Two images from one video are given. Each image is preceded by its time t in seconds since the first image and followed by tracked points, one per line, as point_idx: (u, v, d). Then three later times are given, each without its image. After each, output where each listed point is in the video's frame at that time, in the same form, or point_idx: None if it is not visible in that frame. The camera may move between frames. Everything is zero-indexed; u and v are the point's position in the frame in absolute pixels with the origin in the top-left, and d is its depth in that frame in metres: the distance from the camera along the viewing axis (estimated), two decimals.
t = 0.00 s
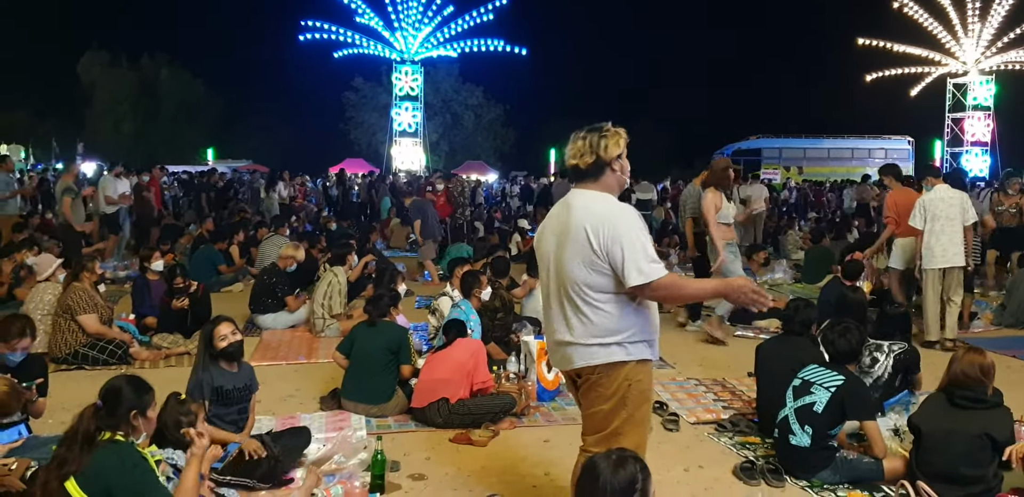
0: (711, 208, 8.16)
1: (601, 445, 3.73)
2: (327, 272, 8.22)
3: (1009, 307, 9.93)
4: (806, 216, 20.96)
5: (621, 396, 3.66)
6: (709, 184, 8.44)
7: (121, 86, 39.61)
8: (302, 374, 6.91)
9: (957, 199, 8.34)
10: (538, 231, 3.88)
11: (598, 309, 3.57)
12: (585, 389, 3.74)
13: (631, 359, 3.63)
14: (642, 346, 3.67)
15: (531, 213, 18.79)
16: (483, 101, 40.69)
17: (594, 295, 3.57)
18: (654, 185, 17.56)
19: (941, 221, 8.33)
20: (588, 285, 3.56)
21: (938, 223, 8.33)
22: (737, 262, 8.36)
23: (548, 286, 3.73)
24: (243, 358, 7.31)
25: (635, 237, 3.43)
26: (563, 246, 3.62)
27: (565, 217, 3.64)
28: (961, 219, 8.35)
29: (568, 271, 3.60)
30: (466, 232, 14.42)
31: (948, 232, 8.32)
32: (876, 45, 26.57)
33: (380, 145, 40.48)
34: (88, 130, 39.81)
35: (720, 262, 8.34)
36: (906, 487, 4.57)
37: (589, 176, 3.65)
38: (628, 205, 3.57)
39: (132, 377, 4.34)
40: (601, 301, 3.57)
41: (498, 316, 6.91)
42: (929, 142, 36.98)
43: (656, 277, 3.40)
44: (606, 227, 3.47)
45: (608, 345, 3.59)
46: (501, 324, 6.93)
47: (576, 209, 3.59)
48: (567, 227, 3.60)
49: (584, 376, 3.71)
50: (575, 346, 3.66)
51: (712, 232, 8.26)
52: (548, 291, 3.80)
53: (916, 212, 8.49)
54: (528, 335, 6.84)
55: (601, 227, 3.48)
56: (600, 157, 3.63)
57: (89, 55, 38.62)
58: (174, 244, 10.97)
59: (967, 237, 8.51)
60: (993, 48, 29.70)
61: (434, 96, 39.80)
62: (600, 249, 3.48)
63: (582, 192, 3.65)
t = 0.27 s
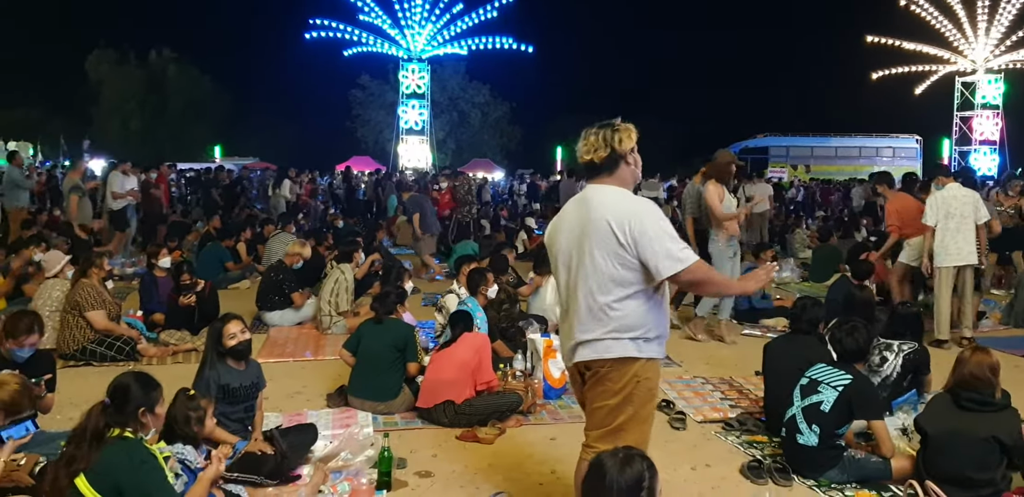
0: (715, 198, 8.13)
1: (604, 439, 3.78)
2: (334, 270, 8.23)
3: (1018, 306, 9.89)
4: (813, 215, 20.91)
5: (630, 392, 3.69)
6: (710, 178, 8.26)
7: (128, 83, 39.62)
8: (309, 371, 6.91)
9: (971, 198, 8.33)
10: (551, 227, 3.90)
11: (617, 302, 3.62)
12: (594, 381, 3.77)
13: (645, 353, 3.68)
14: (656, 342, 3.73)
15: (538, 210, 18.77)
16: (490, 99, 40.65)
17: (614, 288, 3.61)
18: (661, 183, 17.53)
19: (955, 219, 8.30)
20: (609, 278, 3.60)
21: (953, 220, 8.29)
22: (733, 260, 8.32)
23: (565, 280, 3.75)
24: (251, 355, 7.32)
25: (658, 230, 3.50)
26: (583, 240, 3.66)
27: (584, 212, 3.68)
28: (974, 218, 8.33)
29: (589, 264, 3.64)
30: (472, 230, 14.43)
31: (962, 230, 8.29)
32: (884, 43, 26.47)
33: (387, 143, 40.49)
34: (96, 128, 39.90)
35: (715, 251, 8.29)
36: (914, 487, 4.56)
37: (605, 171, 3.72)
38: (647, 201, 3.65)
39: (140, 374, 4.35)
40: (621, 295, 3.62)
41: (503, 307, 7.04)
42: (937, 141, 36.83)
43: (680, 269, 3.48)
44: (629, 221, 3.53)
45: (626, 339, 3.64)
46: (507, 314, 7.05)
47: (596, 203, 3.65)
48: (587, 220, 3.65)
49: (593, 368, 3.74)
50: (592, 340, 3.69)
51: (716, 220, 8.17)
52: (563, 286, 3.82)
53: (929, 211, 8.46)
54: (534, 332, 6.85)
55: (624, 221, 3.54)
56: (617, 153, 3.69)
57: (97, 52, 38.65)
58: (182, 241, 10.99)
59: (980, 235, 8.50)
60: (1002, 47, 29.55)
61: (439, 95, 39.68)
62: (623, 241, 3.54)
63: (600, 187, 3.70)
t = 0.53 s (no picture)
0: (721, 198, 8.15)
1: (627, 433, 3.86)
2: (348, 268, 8.25)
3: None
4: (829, 214, 20.81)
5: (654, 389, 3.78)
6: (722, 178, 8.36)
7: (144, 82, 39.56)
8: (324, 368, 6.93)
9: (997, 198, 8.29)
10: (576, 225, 3.97)
11: (645, 300, 3.69)
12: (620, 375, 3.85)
13: (672, 351, 3.75)
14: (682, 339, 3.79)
15: (551, 209, 18.77)
16: (503, 97, 40.64)
17: (641, 287, 3.68)
18: (676, 182, 17.49)
19: (983, 218, 8.24)
20: (636, 276, 3.67)
21: (981, 220, 8.23)
22: (736, 261, 8.26)
23: (592, 279, 3.83)
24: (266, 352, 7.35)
25: (686, 229, 3.56)
26: (610, 239, 3.73)
27: (611, 211, 3.75)
28: (999, 218, 8.29)
29: (616, 263, 3.71)
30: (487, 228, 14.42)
31: (989, 230, 8.25)
32: (901, 41, 26.28)
33: (400, 142, 40.53)
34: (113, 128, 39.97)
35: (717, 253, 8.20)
36: (931, 488, 4.52)
37: (630, 172, 3.78)
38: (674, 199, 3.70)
39: (156, 370, 4.38)
40: (648, 293, 3.69)
41: (513, 303, 7.14)
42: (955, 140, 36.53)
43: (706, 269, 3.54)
44: (656, 219, 3.59)
45: (653, 336, 3.71)
46: (518, 311, 7.13)
47: (622, 202, 3.71)
48: (614, 219, 3.72)
49: (619, 362, 3.83)
50: (619, 338, 3.76)
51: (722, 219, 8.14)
52: (591, 284, 3.89)
53: (955, 207, 8.38)
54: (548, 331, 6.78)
55: (652, 220, 3.60)
56: (642, 152, 3.75)
57: (113, 51, 38.64)
58: (197, 239, 11.05)
59: (1003, 235, 8.49)
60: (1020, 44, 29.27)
61: (452, 93, 39.58)
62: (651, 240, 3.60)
63: (627, 186, 3.76)
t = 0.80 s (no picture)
0: (737, 205, 7.94)
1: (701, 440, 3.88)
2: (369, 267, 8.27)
3: None
4: (851, 215, 20.65)
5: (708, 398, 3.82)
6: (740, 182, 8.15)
7: (167, 81, 39.29)
8: (344, 367, 6.95)
9: None
10: (606, 232, 4.06)
11: (670, 306, 3.75)
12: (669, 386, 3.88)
13: (702, 358, 3.81)
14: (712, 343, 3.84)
15: (570, 208, 18.73)
16: (522, 96, 40.73)
17: (668, 293, 3.74)
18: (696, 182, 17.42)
19: (1018, 218, 8.17)
20: (660, 283, 3.74)
21: (1017, 220, 8.16)
22: (750, 262, 8.19)
23: (620, 284, 3.90)
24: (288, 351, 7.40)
25: (712, 237, 3.62)
26: (637, 244, 3.79)
27: (639, 216, 3.80)
28: None
29: (643, 269, 3.77)
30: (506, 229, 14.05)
31: None
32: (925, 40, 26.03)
33: (419, 141, 40.53)
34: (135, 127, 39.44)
35: (730, 254, 8.21)
36: (955, 490, 4.48)
37: (660, 177, 3.83)
38: (698, 206, 3.74)
39: (179, 367, 4.40)
40: (674, 300, 3.75)
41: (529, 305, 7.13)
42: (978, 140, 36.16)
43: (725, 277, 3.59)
44: (679, 227, 3.65)
45: (680, 342, 3.78)
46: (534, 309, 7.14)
47: (650, 208, 3.77)
48: (642, 225, 3.77)
49: (665, 372, 3.86)
50: (647, 344, 3.84)
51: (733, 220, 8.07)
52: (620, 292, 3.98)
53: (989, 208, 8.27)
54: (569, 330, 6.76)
55: (678, 227, 3.66)
56: (671, 158, 3.81)
57: (136, 52, 38.53)
58: (218, 238, 11.10)
59: None
60: None
61: (474, 92, 39.90)
62: (674, 248, 3.66)
63: (653, 193, 3.82)
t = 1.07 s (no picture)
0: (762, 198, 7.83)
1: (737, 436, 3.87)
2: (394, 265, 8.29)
3: None
4: (880, 216, 20.41)
5: (750, 405, 3.83)
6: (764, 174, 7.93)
7: (195, 80, 38.89)
8: (370, 364, 6.98)
9: None
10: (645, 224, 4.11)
11: (696, 297, 3.76)
12: (708, 386, 3.86)
13: (730, 351, 3.79)
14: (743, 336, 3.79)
15: (595, 208, 18.66)
16: (547, 96, 40.43)
17: (694, 285, 3.75)
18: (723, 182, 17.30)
19: None
20: (686, 274, 3.76)
21: None
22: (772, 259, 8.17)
23: (652, 274, 3.94)
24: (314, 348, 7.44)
25: (735, 229, 3.59)
26: (667, 236, 3.82)
27: (670, 207, 3.83)
28: None
29: (671, 260, 3.80)
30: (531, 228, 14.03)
31: None
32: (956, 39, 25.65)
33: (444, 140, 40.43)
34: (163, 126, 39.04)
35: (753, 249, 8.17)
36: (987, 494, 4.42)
37: (697, 169, 3.84)
38: (727, 198, 3.71)
39: (207, 364, 4.44)
40: (701, 291, 3.75)
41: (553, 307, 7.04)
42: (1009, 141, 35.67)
43: (742, 270, 3.55)
44: (701, 218, 3.66)
45: (707, 334, 3.78)
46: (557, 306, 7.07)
47: (680, 200, 3.78)
48: (671, 217, 3.80)
49: (696, 363, 3.85)
50: (676, 333, 3.87)
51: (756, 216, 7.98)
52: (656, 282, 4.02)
53: None
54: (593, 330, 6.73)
55: (703, 218, 3.66)
56: (711, 150, 3.80)
57: (165, 50, 38.32)
58: (245, 236, 11.18)
59: None
60: None
61: (498, 92, 39.59)
62: (695, 240, 3.67)
63: (686, 185, 3.83)
